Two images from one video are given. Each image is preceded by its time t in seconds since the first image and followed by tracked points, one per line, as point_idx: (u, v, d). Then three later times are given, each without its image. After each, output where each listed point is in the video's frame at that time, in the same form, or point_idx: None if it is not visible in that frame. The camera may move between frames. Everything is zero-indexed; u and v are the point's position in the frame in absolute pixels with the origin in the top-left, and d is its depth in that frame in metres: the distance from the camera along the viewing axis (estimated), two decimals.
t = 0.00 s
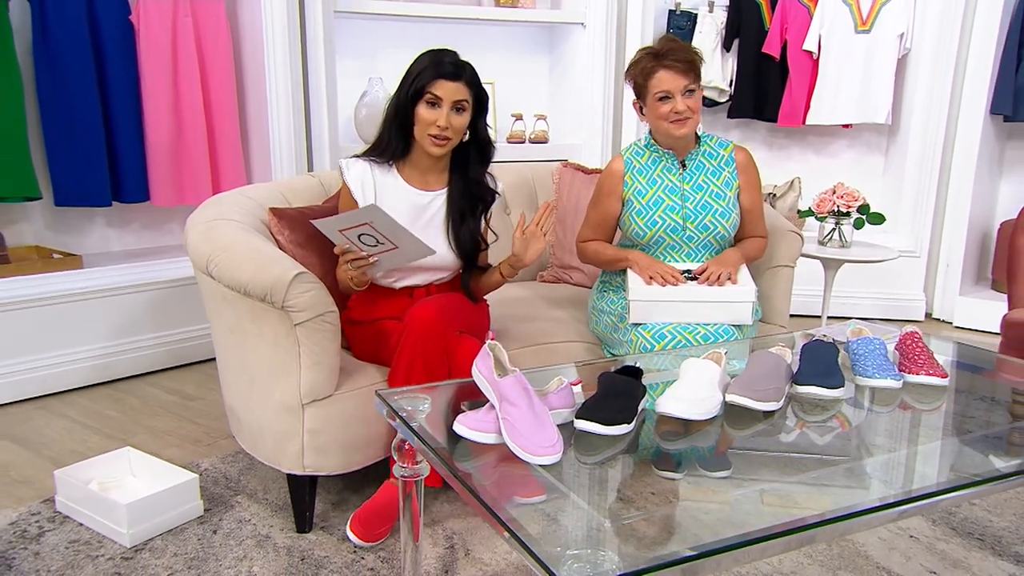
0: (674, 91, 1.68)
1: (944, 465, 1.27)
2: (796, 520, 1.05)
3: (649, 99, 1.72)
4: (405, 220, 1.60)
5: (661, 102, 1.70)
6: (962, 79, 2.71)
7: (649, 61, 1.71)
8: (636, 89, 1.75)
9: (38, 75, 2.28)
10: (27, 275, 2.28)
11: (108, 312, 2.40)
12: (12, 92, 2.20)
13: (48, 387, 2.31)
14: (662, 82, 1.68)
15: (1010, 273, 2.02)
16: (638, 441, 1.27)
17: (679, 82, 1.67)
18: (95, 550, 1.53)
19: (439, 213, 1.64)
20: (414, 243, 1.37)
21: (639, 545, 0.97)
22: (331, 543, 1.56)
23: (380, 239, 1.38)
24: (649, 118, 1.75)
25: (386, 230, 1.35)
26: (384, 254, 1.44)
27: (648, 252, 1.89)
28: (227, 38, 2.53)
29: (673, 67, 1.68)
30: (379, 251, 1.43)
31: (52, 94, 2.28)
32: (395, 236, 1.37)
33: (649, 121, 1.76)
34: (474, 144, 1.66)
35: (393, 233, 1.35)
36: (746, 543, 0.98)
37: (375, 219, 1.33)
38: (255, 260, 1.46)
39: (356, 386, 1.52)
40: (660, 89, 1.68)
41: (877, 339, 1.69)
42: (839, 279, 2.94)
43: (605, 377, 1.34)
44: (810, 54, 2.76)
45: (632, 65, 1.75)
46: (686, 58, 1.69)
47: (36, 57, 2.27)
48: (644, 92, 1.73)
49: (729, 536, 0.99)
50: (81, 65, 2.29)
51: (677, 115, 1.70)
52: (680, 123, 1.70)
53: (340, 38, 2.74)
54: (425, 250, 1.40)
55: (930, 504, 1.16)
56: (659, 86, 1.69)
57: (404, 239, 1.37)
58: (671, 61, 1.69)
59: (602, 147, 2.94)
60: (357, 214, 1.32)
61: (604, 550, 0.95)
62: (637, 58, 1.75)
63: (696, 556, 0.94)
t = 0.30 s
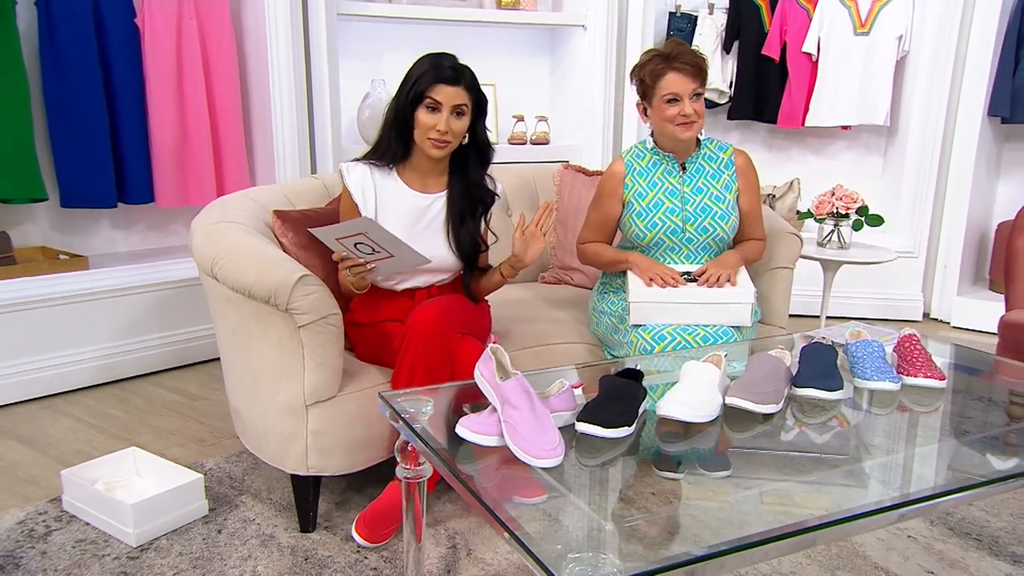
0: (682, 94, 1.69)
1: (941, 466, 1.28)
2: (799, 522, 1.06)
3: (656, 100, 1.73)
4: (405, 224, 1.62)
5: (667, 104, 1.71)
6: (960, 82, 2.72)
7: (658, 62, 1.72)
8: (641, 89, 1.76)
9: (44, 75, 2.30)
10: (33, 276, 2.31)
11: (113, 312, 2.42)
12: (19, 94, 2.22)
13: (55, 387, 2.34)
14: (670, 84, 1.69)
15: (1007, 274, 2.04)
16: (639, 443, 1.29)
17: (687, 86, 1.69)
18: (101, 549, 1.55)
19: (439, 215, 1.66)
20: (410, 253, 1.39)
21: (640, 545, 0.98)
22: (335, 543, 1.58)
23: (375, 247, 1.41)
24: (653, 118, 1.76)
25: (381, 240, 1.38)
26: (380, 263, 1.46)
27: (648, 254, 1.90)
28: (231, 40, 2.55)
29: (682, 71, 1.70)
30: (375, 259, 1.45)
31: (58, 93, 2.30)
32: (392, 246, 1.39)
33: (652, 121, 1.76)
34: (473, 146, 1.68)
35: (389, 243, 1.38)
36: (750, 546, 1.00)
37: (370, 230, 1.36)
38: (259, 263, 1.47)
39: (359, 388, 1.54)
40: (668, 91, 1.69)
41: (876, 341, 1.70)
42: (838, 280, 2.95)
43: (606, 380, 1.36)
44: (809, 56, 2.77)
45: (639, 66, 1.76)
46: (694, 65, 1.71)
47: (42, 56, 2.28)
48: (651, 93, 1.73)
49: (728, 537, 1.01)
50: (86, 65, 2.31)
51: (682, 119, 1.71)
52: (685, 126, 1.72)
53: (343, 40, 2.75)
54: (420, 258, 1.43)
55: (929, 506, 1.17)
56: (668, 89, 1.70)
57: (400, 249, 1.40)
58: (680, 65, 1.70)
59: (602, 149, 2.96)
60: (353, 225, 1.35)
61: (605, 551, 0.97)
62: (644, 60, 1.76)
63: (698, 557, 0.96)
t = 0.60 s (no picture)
0: (688, 106, 1.69)
1: (940, 466, 1.29)
2: (801, 523, 1.07)
3: (662, 108, 1.73)
4: (405, 226, 1.63)
5: (672, 114, 1.72)
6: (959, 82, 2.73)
7: (667, 71, 1.71)
8: (648, 94, 1.75)
9: (47, 75, 2.31)
10: (38, 276, 2.32)
11: (117, 313, 2.44)
12: (23, 95, 2.23)
13: (59, 386, 2.36)
14: (678, 95, 1.69)
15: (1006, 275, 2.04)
16: (639, 444, 1.30)
17: (694, 98, 1.69)
18: (106, 549, 1.56)
19: (437, 217, 1.67)
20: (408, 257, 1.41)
21: (640, 546, 1.00)
22: (337, 543, 1.59)
23: (374, 251, 1.42)
24: (656, 124, 1.76)
25: (380, 245, 1.40)
26: (379, 266, 1.48)
27: (649, 254, 1.91)
28: (233, 41, 2.57)
29: (691, 82, 1.69)
30: (374, 263, 1.46)
31: (61, 94, 2.32)
32: (389, 250, 1.41)
33: (656, 128, 1.77)
34: (470, 147, 1.68)
35: (387, 247, 1.39)
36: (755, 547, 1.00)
37: (368, 234, 1.37)
38: (262, 264, 1.48)
39: (361, 389, 1.55)
40: (675, 101, 1.69)
41: (875, 343, 1.71)
42: (838, 280, 2.96)
43: (606, 382, 1.37)
44: (809, 57, 2.77)
45: (648, 69, 1.75)
46: (704, 76, 1.71)
47: (46, 57, 2.30)
48: (657, 100, 1.73)
49: (727, 537, 1.02)
50: (89, 65, 2.32)
51: (686, 130, 1.72)
52: (687, 137, 1.73)
53: (345, 41, 2.76)
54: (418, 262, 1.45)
55: (929, 508, 1.18)
56: (674, 99, 1.70)
57: (398, 252, 1.41)
58: (690, 76, 1.69)
59: (603, 150, 2.96)
60: (351, 230, 1.36)
61: (605, 551, 0.98)
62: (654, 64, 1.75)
63: (702, 558, 0.97)
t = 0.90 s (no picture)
0: (696, 120, 1.70)
1: (937, 464, 1.30)
2: (799, 522, 1.07)
3: (669, 119, 1.73)
4: (402, 226, 1.64)
5: (678, 126, 1.72)
6: (957, 81, 2.73)
7: (678, 84, 1.71)
8: (655, 103, 1.75)
9: (49, 74, 2.32)
10: (40, 275, 2.34)
11: (119, 311, 2.45)
12: (25, 95, 2.24)
13: (61, 384, 2.37)
14: (686, 109, 1.70)
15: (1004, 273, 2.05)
16: (637, 443, 1.31)
17: (702, 113, 1.70)
18: (108, 546, 1.58)
19: (435, 216, 1.68)
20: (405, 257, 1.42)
21: (639, 544, 1.00)
22: (338, 541, 1.61)
23: (371, 252, 1.43)
24: (662, 133, 1.77)
25: (377, 246, 1.40)
26: (377, 267, 1.49)
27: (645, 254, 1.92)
28: (234, 41, 2.58)
29: (700, 97, 1.69)
30: (372, 263, 1.47)
31: (62, 93, 2.32)
32: (387, 251, 1.42)
33: (661, 137, 1.78)
34: (466, 147, 1.70)
35: (384, 247, 1.40)
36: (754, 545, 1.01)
37: (366, 235, 1.38)
38: (262, 264, 1.49)
39: (361, 387, 1.56)
40: (683, 115, 1.70)
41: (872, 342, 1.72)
42: (837, 278, 2.97)
43: (605, 382, 1.37)
44: (808, 56, 2.78)
45: (657, 79, 1.74)
46: (712, 90, 1.71)
47: (47, 57, 2.31)
48: (665, 111, 1.73)
49: (725, 534, 1.03)
50: (90, 65, 2.33)
51: (692, 144, 1.73)
52: (693, 150, 1.74)
53: (346, 41, 2.77)
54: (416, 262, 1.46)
55: (926, 506, 1.18)
56: (683, 112, 1.70)
57: (395, 252, 1.43)
58: (700, 91, 1.70)
59: (602, 149, 2.97)
60: (348, 232, 1.37)
61: (604, 549, 0.99)
62: (663, 74, 1.74)
63: (701, 555, 0.98)
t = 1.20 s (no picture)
0: (697, 121, 1.71)
1: (935, 462, 1.31)
2: (798, 519, 1.08)
3: (670, 120, 1.74)
4: (402, 224, 1.65)
5: (680, 127, 1.73)
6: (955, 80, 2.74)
7: (679, 84, 1.71)
8: (656, 104, 1.76)
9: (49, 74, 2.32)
10: (41, 273, 2.34)
11: (120, 309, 2.46)
12: (25, 94, 2.25)
13: (62, 382, 2.38)
14: (687, 110, 1.70)
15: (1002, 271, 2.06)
16: (636, 441, 1.32)
17: (703, 114, 1.70)
18: (109, 543, 1.59)
19: (434, 215, 1.69)
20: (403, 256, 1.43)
21: (637, 541, 1.01)
22: (338, 538, 1.61)
23: (371, 252, 1.43)
24: (663, 134, 1.77)
25: (376, 246, 1.41)
26: (376, 267, 1.49)
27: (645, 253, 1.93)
28: (234, 40, 2.58)
29: (701, 97, 1.70)
30: (371, 263, 1.48)
31: (63, 93, 2.33)
32: (385, 251, 1.42)
33: (662, 138, 1.78)
34: (464, 144, 1.70)
35: (383, 247, 1.41)
36: (753, 543, 1.01)
37: (364, 236, 1.38)
38: (262, 262, 1.50)
39: (361, 385, 1.57)
40: (684, 116, 1.70)
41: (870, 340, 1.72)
42: (835, 277, 2.97)
43: (605, 380, 1.38)
44: (806, 55, 2.79)
45: (658, 79, 1.75)
46: (713, 91, 1.72)
47: (47, 56, 2.31)
48: (666, 111, 1.74)
49: (724, 532, 1.04)
50: (90, 64, 2.34)
51: (693, 145, 1.74)
52: (694, 151, 1.74)
53: (346, 40, 2.77)
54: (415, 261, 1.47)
55: (924, 504, 1.19)
56: (683, 113, 1.71)
57: (394, 252, 1.43)
58: (701, 92, 1.70)
59: (602, 147, 2.98)
60: (346, 232, 1.38)
61: (603, 545, 1.00)
62: (665, 75, 1.75)
63: (700, 553, 0.98)
